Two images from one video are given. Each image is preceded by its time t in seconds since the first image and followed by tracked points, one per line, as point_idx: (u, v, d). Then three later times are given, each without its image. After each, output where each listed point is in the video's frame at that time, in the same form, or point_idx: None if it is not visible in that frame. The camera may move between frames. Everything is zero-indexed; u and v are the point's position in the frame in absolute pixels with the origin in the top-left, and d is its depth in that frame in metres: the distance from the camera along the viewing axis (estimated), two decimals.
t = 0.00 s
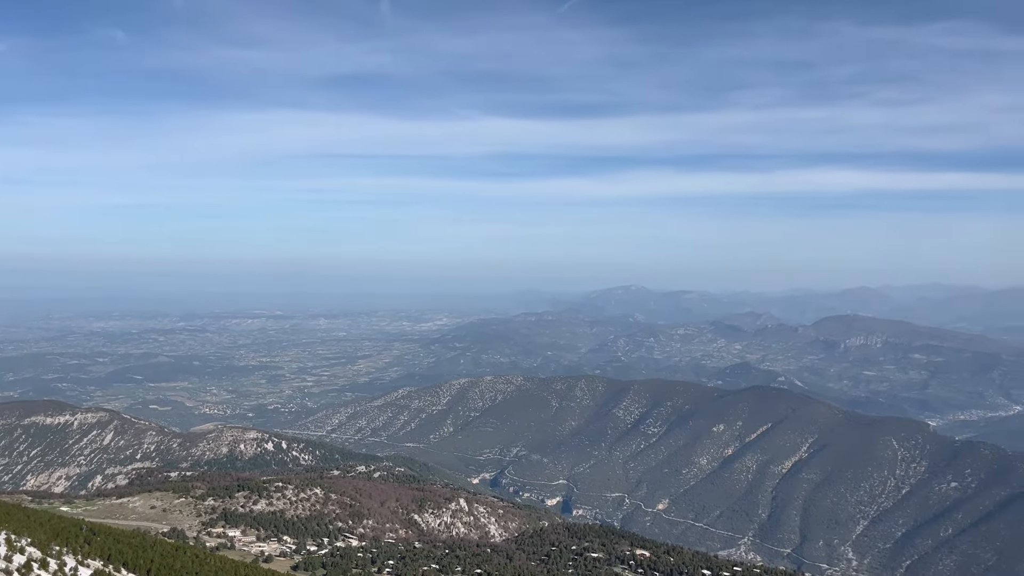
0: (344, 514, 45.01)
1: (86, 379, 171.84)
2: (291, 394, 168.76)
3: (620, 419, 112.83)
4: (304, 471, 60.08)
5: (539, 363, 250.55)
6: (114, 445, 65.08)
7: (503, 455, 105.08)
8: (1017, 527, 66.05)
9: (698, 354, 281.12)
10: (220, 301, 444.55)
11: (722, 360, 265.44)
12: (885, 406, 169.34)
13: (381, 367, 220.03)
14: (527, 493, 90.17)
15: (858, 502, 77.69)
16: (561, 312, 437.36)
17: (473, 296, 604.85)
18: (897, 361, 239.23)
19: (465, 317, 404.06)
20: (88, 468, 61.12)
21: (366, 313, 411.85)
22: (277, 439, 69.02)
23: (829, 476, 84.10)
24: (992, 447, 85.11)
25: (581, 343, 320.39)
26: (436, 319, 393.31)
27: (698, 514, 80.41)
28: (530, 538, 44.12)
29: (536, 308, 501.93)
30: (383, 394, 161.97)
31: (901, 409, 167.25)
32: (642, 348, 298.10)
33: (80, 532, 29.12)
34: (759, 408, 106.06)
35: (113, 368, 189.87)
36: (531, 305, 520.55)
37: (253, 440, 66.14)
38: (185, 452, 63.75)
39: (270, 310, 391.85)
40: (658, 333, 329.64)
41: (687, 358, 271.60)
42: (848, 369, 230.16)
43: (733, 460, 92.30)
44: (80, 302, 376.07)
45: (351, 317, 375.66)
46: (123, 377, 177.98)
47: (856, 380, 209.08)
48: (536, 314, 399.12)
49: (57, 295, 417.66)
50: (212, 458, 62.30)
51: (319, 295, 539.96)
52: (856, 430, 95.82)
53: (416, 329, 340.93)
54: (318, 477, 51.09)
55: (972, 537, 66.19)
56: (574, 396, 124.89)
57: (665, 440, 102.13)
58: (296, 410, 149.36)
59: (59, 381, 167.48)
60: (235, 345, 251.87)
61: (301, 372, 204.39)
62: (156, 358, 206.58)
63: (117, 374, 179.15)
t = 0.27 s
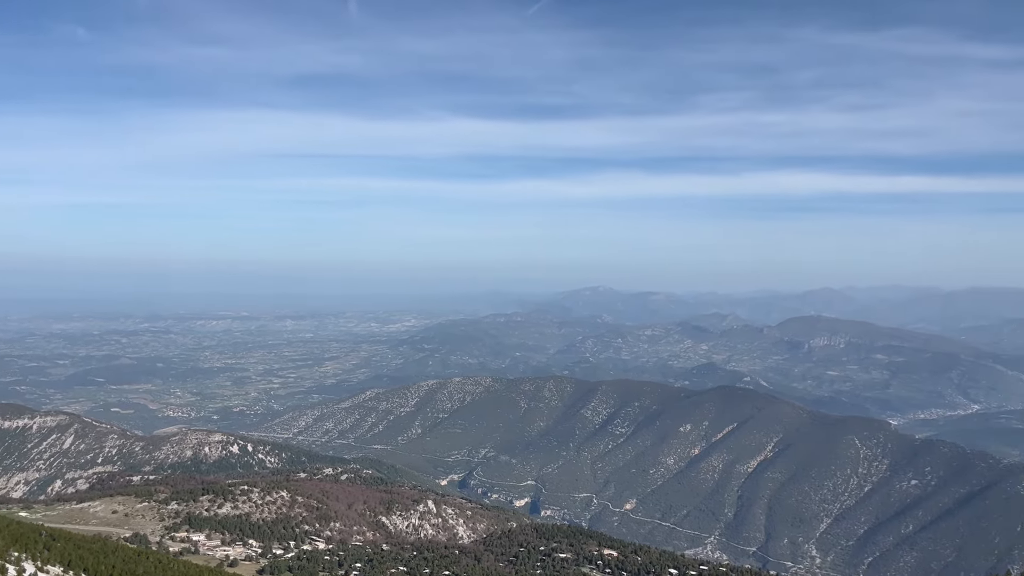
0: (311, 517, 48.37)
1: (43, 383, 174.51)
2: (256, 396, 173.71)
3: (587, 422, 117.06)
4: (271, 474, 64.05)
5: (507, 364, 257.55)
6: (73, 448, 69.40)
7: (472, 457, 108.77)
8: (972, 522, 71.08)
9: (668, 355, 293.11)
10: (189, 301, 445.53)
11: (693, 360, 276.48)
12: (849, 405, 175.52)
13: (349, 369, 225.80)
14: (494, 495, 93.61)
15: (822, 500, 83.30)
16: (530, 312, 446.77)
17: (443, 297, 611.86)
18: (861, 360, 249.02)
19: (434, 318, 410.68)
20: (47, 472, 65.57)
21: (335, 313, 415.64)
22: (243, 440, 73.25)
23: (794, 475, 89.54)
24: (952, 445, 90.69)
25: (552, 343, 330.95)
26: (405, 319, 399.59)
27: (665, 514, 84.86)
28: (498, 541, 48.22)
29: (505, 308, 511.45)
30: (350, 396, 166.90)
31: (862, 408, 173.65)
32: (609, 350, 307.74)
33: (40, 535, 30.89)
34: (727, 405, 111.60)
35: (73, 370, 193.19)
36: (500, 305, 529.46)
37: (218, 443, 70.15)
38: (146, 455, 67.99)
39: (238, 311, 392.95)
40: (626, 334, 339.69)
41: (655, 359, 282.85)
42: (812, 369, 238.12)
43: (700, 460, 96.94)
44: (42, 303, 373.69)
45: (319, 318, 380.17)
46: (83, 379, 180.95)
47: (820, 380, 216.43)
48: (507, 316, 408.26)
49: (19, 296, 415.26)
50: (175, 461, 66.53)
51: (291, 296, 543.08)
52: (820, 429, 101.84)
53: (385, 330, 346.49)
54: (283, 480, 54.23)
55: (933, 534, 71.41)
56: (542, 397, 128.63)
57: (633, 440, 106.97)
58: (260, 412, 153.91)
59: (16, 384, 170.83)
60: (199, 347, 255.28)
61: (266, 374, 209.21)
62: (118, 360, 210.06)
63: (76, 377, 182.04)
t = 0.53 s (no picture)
0: (276, 521, 50.91)
1: None
2: (218, 400, 181.73)
3: (554, 422, 122.85)
4: (233, 478, 68.59)
5: (474, 366, 268.86)
6: (31, 453, 74.72)
7: (440, 460, 113.59)
8: (930, 521, 78.63)
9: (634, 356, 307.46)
10: (153, 303, 448.84)
11: (658, 360, 289.93)
12: (813, 405, 184.68)
13: (315, 371, 235.50)
14: (465, 498, 98.08)
15: (785, 499, 89.32)
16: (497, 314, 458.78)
17: (411, 299, 621.05)
18: (824, 360, 264.26)
19: (400, 320, 420.48)
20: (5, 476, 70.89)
21: (300, 315, 422.21)
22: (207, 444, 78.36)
23: (758, 476, 95.52)
24: (911, 444, 97.88)
25: (518, 345, 344.22)
26: (371, 321, 408.82)
27: (632, 514, 90.52)
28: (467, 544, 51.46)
29: (471, 309, 523.47)
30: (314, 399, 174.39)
31: (826, 408, 182.89)
32: (576, 351, 320.94)
33: None
34: (690, 407, 118.27)
35: (29, 374, 199.48)
36: (466, 307, 540.79)
37: (181, 447, 75.09)
38: (106, 460, 72.93)
39: (201, 313, 396.00)
40: (593, 335, 354.90)
41: (622, 359, 297.02)
42: (778, 369, 250.50)
43: (666, 460, 103.02)
44: None
45: (283, 320, 387.89)
46: (42, 384, 187.50)
47: (785, 380, 227.11)
48: (474, 318, 419.89)
49: None
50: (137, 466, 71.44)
51: (257, 297, 548.52)
52: (781, 429, 108.64)
53: (351, 332, 354.89)
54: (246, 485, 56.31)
55: (892, 532, 78.27)
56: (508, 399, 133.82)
57: (598, 441, 112.75)
58: (224, 416, 161.09)
59: None
60: (161, 349, 262.08)
61: (229, 377, 217.73)
62: (76, 363, 216.48)
63: (33, 382, 187.98)
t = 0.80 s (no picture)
0: (240, 526, 50.58)
1: None
2: (181, 404, 188.94)
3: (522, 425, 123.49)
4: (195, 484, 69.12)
5: (439, 370, 281.92)
6: None
7: (406, 463, 112.59)
8: (891, 519, 80.73)
9: (598, 358, 321.33)
10: (117, 306, 453.23)
11: (624, 363, 302.05)
12: (776, 406, 186.46)
13: (280, 376, 244.72)
14: (431, 501, 96.85)
15: (751, 499, 90.49)
16: (465, 317, 470.15)
17: (379, 301, 629.66)
18: (786, 361, 272.33)
19: (366, 323, 429.52)
20: None
21: (264, 318, 428.22)
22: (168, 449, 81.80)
23: (722, 476, 96.56)
24: (869, 445, 100.05)
25: (485, 347, 357.18)
26: (336, 324, 417.28)
27: (600, 516, 90.44)
28: (431, 547, 51.58)
29: (437, 311, 534.93)
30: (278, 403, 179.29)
31: (788, 409, 183.73)
32: (544, 352, 338.50)
33: None
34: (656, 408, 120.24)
35: None
36: (433, 309, 551.82)
37: (142, 452, 78.92)
38: (65, 466, 76.90)
39: (164, 317, 398.24)
40: (560, 338, 372.18)
41: (588, 361, 311.53)
42: (741, 371, 256.05)
43: (633, 461, 102.96)
44: None
45: (248, 323, 395.02)
46: None
47: (749, 381, 229.06)
48: (440, 321, 430.69)
49: None
50: (96, 472, 75.04)
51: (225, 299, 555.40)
52: (747, 431, 109.60)
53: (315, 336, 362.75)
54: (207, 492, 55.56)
55: (855, 530, 80.16)
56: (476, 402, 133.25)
57: (565, 443, 112.91)
58: (184, 420, 165.81)
59: None
60: (123, 353, 269.80)
61: (191, 381, 225.90)
62: (36, 368, 223.51)
63: None
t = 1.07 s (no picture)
0: (202, 533, 47.71)
1: None
2: (142, 408, 195.86)
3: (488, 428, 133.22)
4: (158, 490, 67.11)
5: (407, 373, 294.54)
6: None
7: (372, 467, 120.77)
8: (852, 518, 85.48)
9: (565, 361, 336.67)
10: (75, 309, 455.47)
11: (591, 365, 316.67)
12: (739, 406, 200.21)
13: (244, 380, 254.19)
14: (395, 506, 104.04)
15: (716, 501, 96.05)
16: (432, 320, 483.01)
17: (344, 305, 638.86)
18: (750, 364, 288.25)
19: (331, 326, 439.07)
20: None
21: (227, 322, 434.05)
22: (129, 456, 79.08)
23: (686, 479, 102.75)
24: (832, 446, 106.83)
25: (452, 350, 370.58)
26: (302, 328, 425.80)
27: (565, 519, 96.12)
28: (399, 552, 48.42)
29: (404, 314, 546.99)
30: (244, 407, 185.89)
31: (756, 409, 198.47)
32: (511, 356, 353.93)
33: None
34: (622, 409, 129.37)
35: None
36: (398, 312, 562.99)
37: (101, 459, 76.49)
38: (21, 474, 75.43)
39: (125, 320, 401.11)
40: (528, 341, 387.41)
41: (556, 365, 327.18)
42: (707, 373, 271.19)
43: (600, 465, 110.41)
44: None
45: (212, 327, 401.63)
46: None
47: (713, 384, 243.22)
48: (406, 325, 442.09)
49: None
50: (54, 479, 73.45)
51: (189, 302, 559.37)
52: (713, 433, 116.09)
53: (279, 340, 371.34)
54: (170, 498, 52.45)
55: (817, 530, 85.14)
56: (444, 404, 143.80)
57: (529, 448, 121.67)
58: (148, 425, 170.72)
59: None
60: (81, 358, 276.84)
61: (151, 386, 233.34)
62: None
63: None
